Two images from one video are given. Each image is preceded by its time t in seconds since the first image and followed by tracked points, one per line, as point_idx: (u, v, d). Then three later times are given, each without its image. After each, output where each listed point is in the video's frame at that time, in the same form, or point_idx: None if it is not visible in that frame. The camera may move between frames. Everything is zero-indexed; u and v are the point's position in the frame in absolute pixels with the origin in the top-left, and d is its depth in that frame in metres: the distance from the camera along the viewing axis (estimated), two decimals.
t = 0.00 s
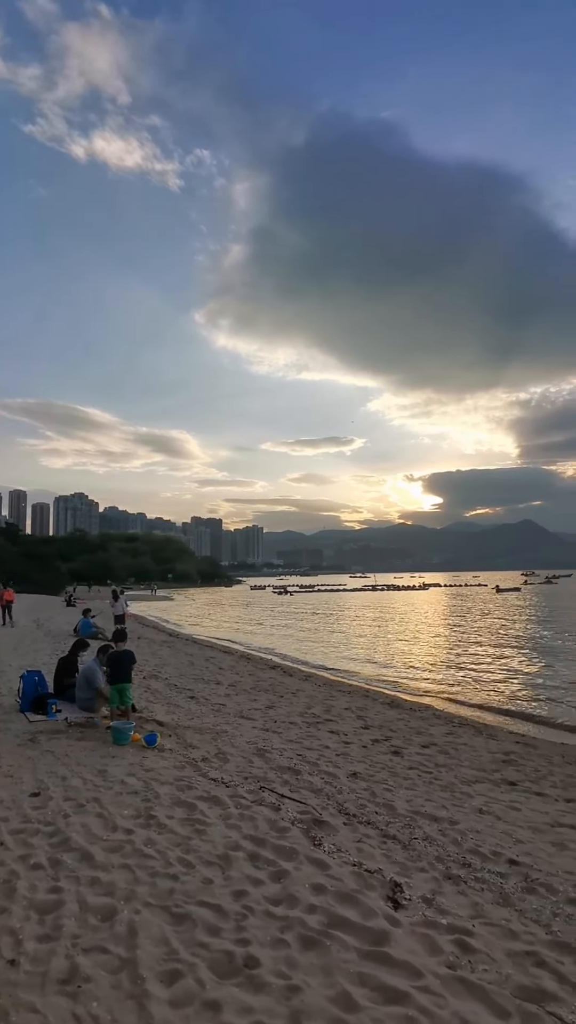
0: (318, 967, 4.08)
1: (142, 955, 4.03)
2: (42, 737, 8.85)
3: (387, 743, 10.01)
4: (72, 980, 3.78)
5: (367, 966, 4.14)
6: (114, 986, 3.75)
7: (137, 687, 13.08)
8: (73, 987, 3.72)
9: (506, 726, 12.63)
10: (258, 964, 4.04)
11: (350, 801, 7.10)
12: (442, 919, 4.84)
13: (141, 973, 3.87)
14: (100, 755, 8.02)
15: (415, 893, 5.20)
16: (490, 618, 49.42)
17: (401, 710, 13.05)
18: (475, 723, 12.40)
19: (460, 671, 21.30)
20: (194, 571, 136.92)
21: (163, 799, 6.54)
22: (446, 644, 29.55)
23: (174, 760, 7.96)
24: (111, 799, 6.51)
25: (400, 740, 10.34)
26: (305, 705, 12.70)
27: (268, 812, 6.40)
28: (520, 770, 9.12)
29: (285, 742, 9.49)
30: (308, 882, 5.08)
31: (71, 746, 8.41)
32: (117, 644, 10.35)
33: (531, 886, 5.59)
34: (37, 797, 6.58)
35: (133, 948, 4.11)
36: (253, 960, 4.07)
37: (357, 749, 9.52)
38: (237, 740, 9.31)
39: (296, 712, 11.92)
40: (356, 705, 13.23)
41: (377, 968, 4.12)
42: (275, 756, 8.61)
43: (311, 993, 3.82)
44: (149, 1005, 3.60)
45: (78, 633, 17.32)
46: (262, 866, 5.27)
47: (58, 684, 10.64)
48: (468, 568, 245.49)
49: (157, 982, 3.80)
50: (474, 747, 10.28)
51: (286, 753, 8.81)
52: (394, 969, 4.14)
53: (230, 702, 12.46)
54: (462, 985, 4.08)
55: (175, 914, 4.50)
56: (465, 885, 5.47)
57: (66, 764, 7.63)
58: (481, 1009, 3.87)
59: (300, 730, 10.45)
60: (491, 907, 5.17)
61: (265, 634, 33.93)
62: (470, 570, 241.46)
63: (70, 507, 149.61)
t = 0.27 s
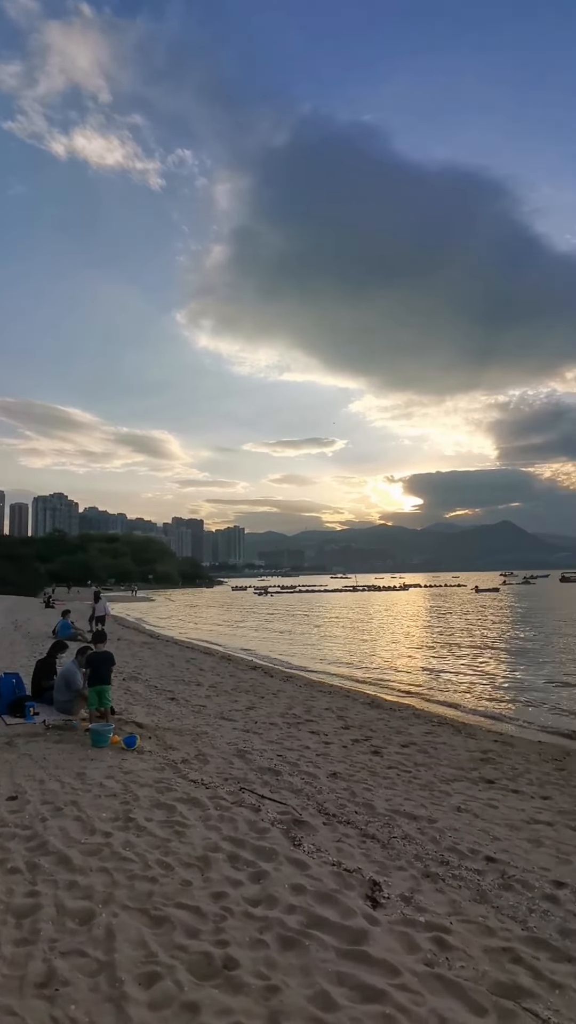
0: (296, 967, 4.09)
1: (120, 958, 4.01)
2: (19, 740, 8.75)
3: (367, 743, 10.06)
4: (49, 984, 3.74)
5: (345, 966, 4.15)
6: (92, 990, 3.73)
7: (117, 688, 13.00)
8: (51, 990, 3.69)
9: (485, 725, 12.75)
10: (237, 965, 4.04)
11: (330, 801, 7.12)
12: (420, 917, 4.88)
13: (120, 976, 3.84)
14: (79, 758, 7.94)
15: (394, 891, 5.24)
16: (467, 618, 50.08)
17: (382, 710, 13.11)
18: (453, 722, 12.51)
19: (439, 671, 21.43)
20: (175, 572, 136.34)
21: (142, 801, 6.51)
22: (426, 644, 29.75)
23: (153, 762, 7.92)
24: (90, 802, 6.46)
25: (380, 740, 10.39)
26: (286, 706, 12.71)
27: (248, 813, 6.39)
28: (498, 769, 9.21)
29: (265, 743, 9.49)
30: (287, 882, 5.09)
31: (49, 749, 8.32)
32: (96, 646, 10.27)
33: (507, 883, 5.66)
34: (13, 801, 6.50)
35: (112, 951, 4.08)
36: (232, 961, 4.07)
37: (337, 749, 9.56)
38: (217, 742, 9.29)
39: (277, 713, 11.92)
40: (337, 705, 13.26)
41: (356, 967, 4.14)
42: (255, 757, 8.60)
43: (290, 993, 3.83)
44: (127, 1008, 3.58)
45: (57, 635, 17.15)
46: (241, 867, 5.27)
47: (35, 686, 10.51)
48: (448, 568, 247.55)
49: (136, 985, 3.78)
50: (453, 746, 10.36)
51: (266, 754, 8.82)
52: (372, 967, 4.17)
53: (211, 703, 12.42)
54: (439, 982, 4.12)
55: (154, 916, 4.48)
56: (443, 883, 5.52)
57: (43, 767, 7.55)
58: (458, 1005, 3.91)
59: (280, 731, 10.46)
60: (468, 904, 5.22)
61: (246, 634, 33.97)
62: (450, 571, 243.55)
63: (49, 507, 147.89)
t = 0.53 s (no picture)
0: (273, 968, 4.09)
1: (96, 962, 3.97)
2: None
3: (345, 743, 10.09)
4: (23, 990, 3.70)
5: (322, 966, 4.16)
6: (67, 995, 3.69)
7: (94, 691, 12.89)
8: (24, 996, 3.64)
9: (463, 724, 12.86)
10: (213, 968, 4.02)
11: (308, 801, 7.13)
12: (397, 916, 4.90)
13: (95, 980, 3.81)
14: (55, 761, 7.85)
15: (371, 890, 5.27)
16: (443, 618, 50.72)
17: (360, 709, 13.16)
18: (431, 721, 12.61)
19: (424, 672, 21.28)
20: (154, 573, 135.55)
21: (119, 805, 6.45)
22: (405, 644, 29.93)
23: (130, 765, 7.86)
24: (65, 806, 6.39)
25: (359, 740, 10.44)
26: (265, 706, 12.70)
27: (226, 815, 6.38)
28: (474, 767, 9.29)
29: (244, 744, 9.47)
30: (265, 883, 5.09)
31: (24, 753, 8.20)
32: (73, 649, 10.16)
33: (483, 880, 5.72)
34: None
35: (87, 956, 4.04)
36: (208, 964, 4.05)
37: (316, 749, 9.57)
38: (196, 743, 9.25)
39: (256, 714, 11.91)
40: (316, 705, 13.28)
41: (332, 968, 4.15)
42: (233, 759, 8.58)
43: (267, 994, 3.83)
44: (103, 1012, 3.55)
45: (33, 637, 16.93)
46: (219, 869, 5.25)
47: (10, 689, 10.36)
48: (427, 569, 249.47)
49: (111, 989, 3.75)
50: (431, 745, 10.44)
51: (245, 755, 8.81)
52: (349, 967, 4.18)
53: (190, 704, 12.36)
54: (415, 980, 4.15)
55: (130, 920, 4.44)
56: (420, 881, 5.56)
57: (18, 771, 7.45)
58: (433, 1003, 3.94)
59: (259, 731, 10.45)
60: (444, 902, 5.26)
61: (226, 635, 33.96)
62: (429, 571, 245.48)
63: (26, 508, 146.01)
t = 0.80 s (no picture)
0: (247, 970, 4.08)
1: (68, 968, 3.92)
2: None
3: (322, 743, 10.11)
4: None
5: (297, 967, 4.16)
6: (39, 1000, 3.63)
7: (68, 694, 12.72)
8: None
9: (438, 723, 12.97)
10: (187, 971, 4.00)
11: (285, 802, 7.13)
12: (372, 915, 4.93)
13: (68, 985, 3.76)
14: (27, 766, 7.74)
15: (346, 890, 5.29)
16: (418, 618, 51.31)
17: (337, 709, 13.21)
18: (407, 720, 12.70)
19: (400, 672, 21.36)
20: (131, 574, 134.52)
21: (93, 809, 6.39)
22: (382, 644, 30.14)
23: (105, 768, 7.77)
24: (38, 811, 6.30)
25: (335, 740, 10.47)
26: (241, 707, 12.67)
27: (201, 817, 6.34)
28: (449, 765, 9.38)
29: (220, 745, 9.44)
30: (240, 886, 5.07)
31: None
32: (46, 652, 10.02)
33: (457, 877, 5.79)
34: None
35: (59, 961, 3.99)
36: (182, 967, 4.03)
37: (293, 750, 9.58)
38: (172, 745, 9.19)
39: (233, 715, 11.87)
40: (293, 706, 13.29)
41: (307, 968, 4.15)
42: (209, 760, 8.55)
43: (241, 996, 3.82)
44: (75, 1017, 3.50)
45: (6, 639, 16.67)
46: (194, 872, 5.22)
47: None
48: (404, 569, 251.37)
49: (84, 994, 3.71)
50: (407, 744, 10.51)
51: (221, 757, 8.78)
52: (324, 967, 4.19)
53: (166, 706, 12.28)
54: (389, 979, 4.17)
55: (103, 925, 4.40)
56: (395, 879, 5.59)
57: None
58: (407, 1001, 3.97)
59: (236, 733, 10.43)
60: (418, 899, 5.30)
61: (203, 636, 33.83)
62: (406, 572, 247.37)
63: None
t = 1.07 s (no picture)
0: (215, 972, 4.07)
1: (34, 973, 3.86)
2: None
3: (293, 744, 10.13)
4: None
5: (265, 968, 4.16)
6: (3, 1006, 3.57)
7: (35, 697, 12.51)
8: None
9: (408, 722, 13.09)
10: (154, 975, 3.97)
11: (255, 803, 7.12)
12: (340, 913, 4.95)
13: (33, 991, 3.70)
14: None
15: (315, 889, 5.30)
16: (388, 618, 52.01)
17: (308, 710, 13.25)
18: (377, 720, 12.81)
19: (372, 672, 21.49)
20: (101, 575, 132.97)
21: (59, 814, 6.29)
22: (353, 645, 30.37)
23: (72, 773, 7.66)
24: (2, 817, 6.18)
25: (306, 740, 10.50)
26: (212, 709, 12.62)
27: (170, 820, 6.30)
28: (418, 764, 9.48)
29: (190, 748, 9.39)
30: (209, 888, 5.05)
31: None
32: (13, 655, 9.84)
33: (424, 874, 5.85)
34: None
35: (25, 967, 3.92)
36: (150, 971, 4.00)
37: (263, 751, 9.57)
38: (141, 748, 9.11)
39: (203, 717, 11.82)
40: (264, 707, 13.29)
41: (275, 969, 4.15)
42: (179, 763, 8.49)
43: (209, 998, 3.80)
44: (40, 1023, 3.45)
45: None
46: (162, 876, 5.18)
47: None
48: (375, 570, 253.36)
49: (50, 999, 3.65)
50: (377, 743, 10.59)
51: (191, 759, 8.73)
52: (292, 967, 4.19)
53: (136, 709, 12.16)
54: (357, 977, 4.19)
55: (69, 931, 4.34)
56: (363, 878, 5.63)
57: None
58: (375, 999, 3.99)
59: (206, 734, 10.38)
60: (387, 898, 5.34)
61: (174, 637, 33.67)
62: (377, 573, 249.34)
63: None
